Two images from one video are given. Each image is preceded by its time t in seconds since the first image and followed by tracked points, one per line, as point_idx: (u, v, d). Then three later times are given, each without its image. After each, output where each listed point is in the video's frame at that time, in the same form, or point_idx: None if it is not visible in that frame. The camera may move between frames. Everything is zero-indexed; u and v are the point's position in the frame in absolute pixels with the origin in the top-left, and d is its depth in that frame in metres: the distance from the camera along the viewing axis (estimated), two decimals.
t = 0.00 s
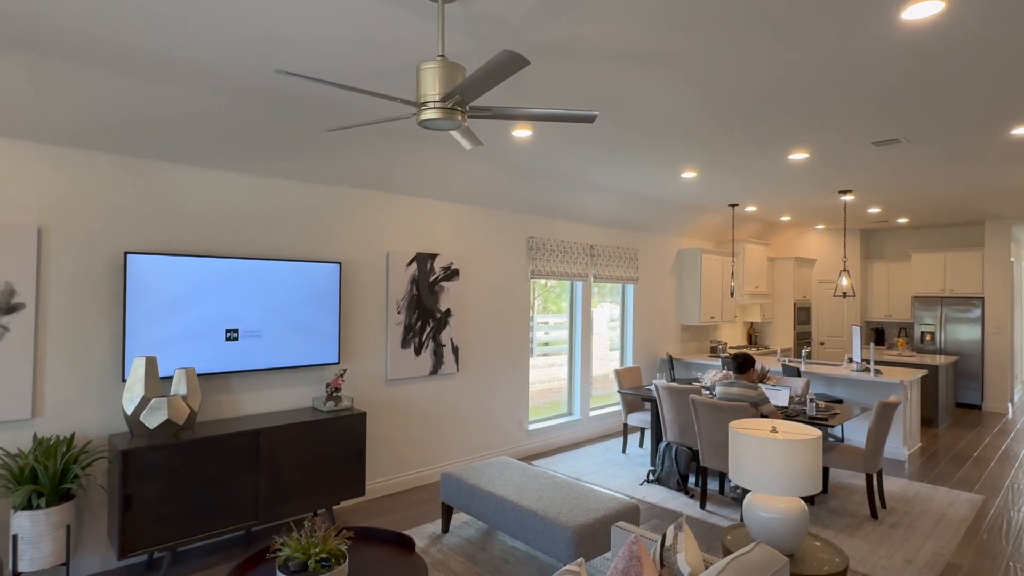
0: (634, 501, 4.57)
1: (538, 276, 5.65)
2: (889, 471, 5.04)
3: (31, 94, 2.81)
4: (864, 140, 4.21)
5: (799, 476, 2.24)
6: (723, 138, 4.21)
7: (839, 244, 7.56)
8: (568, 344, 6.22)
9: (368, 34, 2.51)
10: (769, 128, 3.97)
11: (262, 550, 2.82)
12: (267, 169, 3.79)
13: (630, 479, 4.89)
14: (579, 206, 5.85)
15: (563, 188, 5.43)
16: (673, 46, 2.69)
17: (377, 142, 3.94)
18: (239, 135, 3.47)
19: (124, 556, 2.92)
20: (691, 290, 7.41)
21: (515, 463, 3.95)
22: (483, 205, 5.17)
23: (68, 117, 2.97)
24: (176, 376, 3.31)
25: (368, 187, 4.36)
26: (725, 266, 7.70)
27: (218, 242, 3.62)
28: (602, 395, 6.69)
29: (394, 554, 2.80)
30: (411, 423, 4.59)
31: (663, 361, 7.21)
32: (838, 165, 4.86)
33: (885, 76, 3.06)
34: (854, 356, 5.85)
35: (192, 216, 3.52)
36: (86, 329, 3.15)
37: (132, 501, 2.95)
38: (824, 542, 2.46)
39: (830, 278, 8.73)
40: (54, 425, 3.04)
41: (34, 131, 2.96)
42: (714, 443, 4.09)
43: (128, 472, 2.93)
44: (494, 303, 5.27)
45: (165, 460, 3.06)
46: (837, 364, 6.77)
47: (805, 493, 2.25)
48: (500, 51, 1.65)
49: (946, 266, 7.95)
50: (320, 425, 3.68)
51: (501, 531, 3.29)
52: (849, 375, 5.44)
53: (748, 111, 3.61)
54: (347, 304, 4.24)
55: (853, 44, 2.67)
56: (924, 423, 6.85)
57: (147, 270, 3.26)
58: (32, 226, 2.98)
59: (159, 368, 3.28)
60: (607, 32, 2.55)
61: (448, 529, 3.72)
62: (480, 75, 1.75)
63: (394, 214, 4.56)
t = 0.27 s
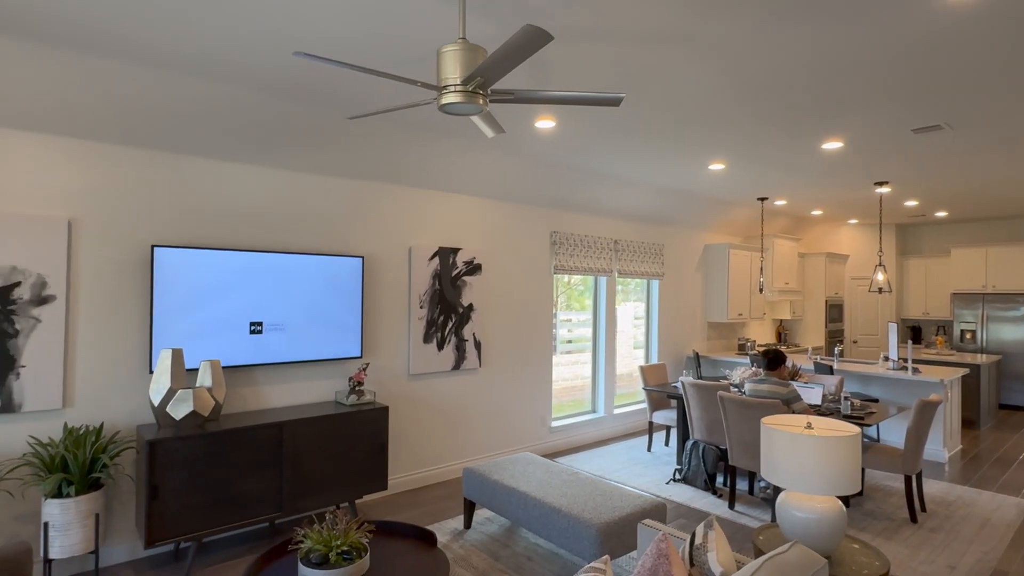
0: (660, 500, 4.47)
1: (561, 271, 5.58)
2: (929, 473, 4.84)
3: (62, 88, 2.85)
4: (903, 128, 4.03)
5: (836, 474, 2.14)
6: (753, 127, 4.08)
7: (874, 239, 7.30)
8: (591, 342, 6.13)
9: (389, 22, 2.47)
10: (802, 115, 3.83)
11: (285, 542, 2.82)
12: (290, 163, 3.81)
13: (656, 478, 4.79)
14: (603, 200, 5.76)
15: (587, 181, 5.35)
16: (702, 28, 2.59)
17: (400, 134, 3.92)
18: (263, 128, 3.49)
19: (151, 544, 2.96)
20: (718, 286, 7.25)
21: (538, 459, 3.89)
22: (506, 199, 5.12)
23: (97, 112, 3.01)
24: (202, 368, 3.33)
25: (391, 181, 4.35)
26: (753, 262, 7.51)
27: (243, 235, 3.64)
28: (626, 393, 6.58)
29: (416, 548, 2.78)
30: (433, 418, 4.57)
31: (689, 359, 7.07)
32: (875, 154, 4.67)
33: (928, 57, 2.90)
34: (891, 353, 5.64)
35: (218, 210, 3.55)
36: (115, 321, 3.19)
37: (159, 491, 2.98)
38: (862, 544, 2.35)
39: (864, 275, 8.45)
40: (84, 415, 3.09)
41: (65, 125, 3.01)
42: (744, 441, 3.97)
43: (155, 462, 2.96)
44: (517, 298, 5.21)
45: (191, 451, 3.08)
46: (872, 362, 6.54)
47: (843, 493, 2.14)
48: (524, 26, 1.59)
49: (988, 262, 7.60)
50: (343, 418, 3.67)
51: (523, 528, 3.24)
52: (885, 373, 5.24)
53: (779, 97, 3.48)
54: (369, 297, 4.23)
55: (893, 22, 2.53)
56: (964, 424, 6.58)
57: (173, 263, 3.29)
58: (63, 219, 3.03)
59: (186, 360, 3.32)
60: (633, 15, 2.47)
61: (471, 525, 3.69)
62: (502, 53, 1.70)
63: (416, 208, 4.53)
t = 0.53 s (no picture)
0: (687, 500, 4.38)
1: (585, 267, 5.51)
2: (971, 477, 4.64)
3: (94, 86, 2.91)
4: (944, 115, 3.85)
5: (876, 474, 2.04)
6: (784, 117, 3.95)
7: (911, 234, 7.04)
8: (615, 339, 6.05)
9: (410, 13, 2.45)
10: (836, 104, 3.69)
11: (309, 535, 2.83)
12: (315, 158, 3.83)
13: (682, 478, 4.70)
14: (628, 195, 5.67)
15: (612, 176, 5.26)
16: (732, 12, 2.50)
17: (423, 128, 3.91)
18: (288, 123, 3.51)
19: (179, 535, 3.00)
20: (747, 283, 7.08)
21: (562, 456, 3.84)
22: (530, 194, 5.07)
23: (128, 109, 3.06)
24: (229, 361, 3.37)
25: (414, 176, 4.34)
26: (783, 258, 7.32)
27: (269, 230, 3.67)
28: (652, 391, 6.48)
29: (439, 543, 2.75)
30: (456, 414, 4.56)
31: (717, 357, 6.93)
32: (914, 144, 4.49)
33: (973, 39, 2.76)
34: (930, 352, 5.42)
35: (244, 206, 3.59)
36: (145, 314, 3.25)
37: (187, 482, 3.02)
38: (903, 548, 2.24)
39: (900, 271, 8.17)
40: (116, 406, 3.15)
41: (96, 123, 3.07)
42: (774, 440, 3.85)
43: (183, 453, 3.01)
44: (541, 294, 5.16)
45: (218, 443, 3.11)
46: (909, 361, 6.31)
47: (884, 494, 2.04)
48: (550, 6, 1.55)
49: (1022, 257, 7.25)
50: (367, 412, 3.68)
51: (547, 525, 3.19)
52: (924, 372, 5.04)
53: (812, 85, 3.36)
54: (393, 293, 4.24)
55: (936, 2, 2.41)
56: (1008, 427, 6.30)
57: (201, 257, 3.33)
58: (95, 215, 3.09)
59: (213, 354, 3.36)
60: None
61: (494, 521, 3.66)
62: (526, 36, 1.66)
63: (439, 203, 4.52)
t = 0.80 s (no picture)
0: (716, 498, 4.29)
1: (611, 262, 5.44)
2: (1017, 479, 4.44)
3: (127, 82, 2.97)
4: (990, 101, 3.68)
5: (917, 471, 1.95)
6: (818, 104, 3.82)
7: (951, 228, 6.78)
8: (641, 336, 5.97)
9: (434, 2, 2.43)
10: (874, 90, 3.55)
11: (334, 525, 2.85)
12: (340, 153, 3.85)
13: (711, 476, 4.60)
14: (655, 188, 5.57)
15: (638, 169, 5.18)
16: None
17: (448, 122, 3.91)
18: (314, 118, 3.54)
19: (209, 523, 3.05)
20: (777, 278, 6.91)
21: (587, 452, 3.79)
22: (555, 188, 5.02)
23: (160, 105, 3.13)
24: (257, 353, 3.42)
25: (438, 170, 4.34)
26: (815, 253, 7.12)
27: (295, 224, 3.71)
28: (678, 390, 6.37)
29: (463, 536, 2.74)
30: (480, 410, 4.55)
31: (746, 354, 6.78)
32: (956, 132, 4.31)
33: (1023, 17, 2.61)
34: (972, 350, 5.20)
35: (271, 200, 3.63)
36: (176, 306, 3.31)
37: (217, 471, 3.07)
38: (947, 550, 2.14)
39: (939, 266, 7.87)
40: (148, 396, 3.22)
41: (130, 119, 3.14)
42: (807, 438, 3.74)
43: (213, 443, 3.05)
44: (565, 289, 5.11)
45: (246, 434, 3.16)
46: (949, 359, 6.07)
47: (927, 491, 1.95)
48: None
49: None
50: (391, 405, 3.69)
51: (573, 520, 3.15)
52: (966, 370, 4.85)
53: (848, 70, 3.24)
54: (418, 286, 4.24)
55: None
56: None
57: (230, 251, 3.38)
58: (129, 209, 3.16)
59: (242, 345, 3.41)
60: None
61: (518, 516, 3.63)
62: (552, 18, 1.62)
63: (464, 197, 4.51)
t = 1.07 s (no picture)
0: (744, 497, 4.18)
1: (636, 256, 5.35)
2: None
3: (155, 78, 3.02)
4: None
5: (961, 467, 1.85)
6: (853, 90, 3.68)
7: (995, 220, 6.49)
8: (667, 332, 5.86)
9: None
10: (914, 74, 3.39)
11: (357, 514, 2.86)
12: (364, 146, 3.86)
13: (739, 474, 4.49)
14: (682, 181, 5.46)
15: (664, 161, 5.08)
16: None
17: (472, 114, 3.89)
18: (339, 111, 3.56)
19: (236, 510, 3.10)
20: (809, 273, 6.71)
21: (612, 446, 3.73)
22: (579, 181, 4.96)
23: (188, 99, 3.18)
24: (283, 344, 3.46)
25: (462, 163, 4.32)
26: (849, 247, 6.89)
27: (320, 217, 3.74)
28: (706, 387, 6.24)
29: (485, 528, 2.72)
30: (504, 404, 4.53)
31: (776, 350, 6.61)
32: (1002, 118, 4.11)
33: None
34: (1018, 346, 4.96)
35: (297, 193, 3.66)
36: (205, 298, 3.37)
37: (243, 459, 3.11)
38: (993, 552, 2.03)
39: (982, 261, 7.55)
40: (178, 386, 3.29)
41: (160, 114, 3.20)
42: (841, 435, 3.61)
43: (239, 432, 3.10)
44: (590, 283, 5.05)
45: (272, 423, 3.20)
46: (993, 357, 5.81)
47: (971, 489, 1.85)
48: None
49: None
50: (414, 398, 3.69)
51: (597, 515, 3.10)
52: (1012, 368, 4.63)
53: (886, 53, 3.10)
54: (441, 279, 4.24)
55: None
56: None
57: (256, 243, 3.43)
58: (159, 202, 3.22)
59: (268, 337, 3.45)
60: None
61: (541, 510, 3.60)
62: None
63: (487, 189, 4.48)
